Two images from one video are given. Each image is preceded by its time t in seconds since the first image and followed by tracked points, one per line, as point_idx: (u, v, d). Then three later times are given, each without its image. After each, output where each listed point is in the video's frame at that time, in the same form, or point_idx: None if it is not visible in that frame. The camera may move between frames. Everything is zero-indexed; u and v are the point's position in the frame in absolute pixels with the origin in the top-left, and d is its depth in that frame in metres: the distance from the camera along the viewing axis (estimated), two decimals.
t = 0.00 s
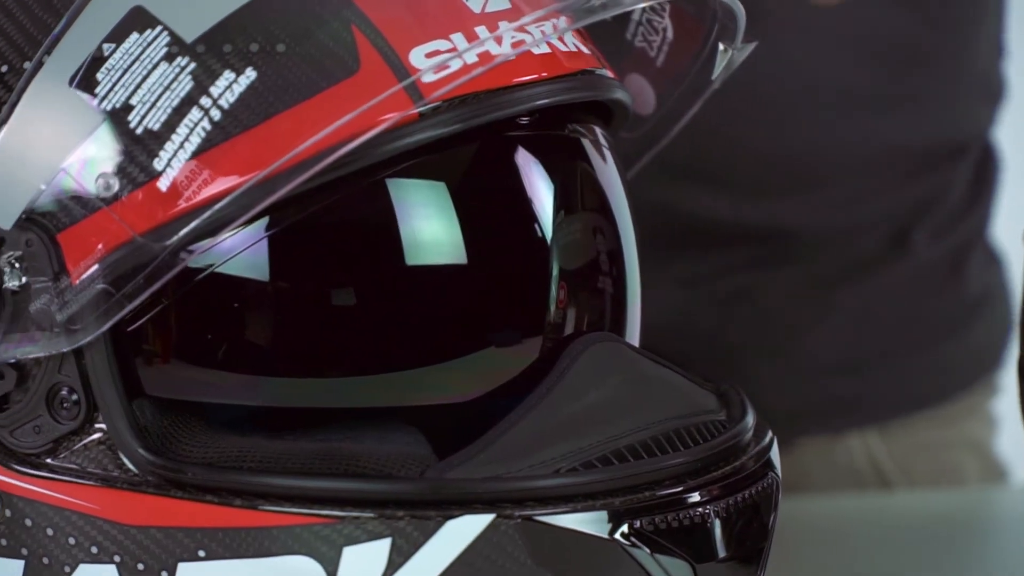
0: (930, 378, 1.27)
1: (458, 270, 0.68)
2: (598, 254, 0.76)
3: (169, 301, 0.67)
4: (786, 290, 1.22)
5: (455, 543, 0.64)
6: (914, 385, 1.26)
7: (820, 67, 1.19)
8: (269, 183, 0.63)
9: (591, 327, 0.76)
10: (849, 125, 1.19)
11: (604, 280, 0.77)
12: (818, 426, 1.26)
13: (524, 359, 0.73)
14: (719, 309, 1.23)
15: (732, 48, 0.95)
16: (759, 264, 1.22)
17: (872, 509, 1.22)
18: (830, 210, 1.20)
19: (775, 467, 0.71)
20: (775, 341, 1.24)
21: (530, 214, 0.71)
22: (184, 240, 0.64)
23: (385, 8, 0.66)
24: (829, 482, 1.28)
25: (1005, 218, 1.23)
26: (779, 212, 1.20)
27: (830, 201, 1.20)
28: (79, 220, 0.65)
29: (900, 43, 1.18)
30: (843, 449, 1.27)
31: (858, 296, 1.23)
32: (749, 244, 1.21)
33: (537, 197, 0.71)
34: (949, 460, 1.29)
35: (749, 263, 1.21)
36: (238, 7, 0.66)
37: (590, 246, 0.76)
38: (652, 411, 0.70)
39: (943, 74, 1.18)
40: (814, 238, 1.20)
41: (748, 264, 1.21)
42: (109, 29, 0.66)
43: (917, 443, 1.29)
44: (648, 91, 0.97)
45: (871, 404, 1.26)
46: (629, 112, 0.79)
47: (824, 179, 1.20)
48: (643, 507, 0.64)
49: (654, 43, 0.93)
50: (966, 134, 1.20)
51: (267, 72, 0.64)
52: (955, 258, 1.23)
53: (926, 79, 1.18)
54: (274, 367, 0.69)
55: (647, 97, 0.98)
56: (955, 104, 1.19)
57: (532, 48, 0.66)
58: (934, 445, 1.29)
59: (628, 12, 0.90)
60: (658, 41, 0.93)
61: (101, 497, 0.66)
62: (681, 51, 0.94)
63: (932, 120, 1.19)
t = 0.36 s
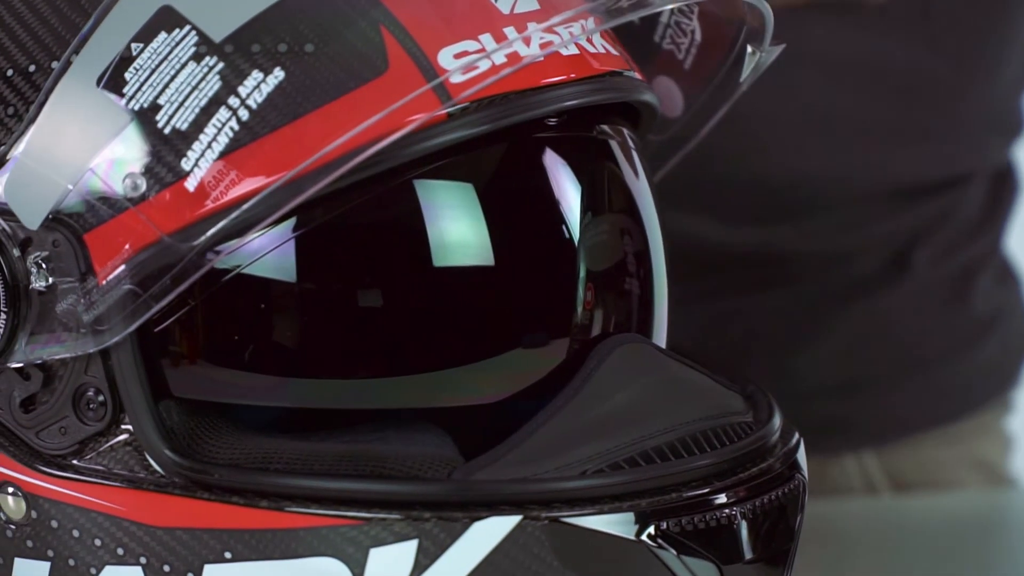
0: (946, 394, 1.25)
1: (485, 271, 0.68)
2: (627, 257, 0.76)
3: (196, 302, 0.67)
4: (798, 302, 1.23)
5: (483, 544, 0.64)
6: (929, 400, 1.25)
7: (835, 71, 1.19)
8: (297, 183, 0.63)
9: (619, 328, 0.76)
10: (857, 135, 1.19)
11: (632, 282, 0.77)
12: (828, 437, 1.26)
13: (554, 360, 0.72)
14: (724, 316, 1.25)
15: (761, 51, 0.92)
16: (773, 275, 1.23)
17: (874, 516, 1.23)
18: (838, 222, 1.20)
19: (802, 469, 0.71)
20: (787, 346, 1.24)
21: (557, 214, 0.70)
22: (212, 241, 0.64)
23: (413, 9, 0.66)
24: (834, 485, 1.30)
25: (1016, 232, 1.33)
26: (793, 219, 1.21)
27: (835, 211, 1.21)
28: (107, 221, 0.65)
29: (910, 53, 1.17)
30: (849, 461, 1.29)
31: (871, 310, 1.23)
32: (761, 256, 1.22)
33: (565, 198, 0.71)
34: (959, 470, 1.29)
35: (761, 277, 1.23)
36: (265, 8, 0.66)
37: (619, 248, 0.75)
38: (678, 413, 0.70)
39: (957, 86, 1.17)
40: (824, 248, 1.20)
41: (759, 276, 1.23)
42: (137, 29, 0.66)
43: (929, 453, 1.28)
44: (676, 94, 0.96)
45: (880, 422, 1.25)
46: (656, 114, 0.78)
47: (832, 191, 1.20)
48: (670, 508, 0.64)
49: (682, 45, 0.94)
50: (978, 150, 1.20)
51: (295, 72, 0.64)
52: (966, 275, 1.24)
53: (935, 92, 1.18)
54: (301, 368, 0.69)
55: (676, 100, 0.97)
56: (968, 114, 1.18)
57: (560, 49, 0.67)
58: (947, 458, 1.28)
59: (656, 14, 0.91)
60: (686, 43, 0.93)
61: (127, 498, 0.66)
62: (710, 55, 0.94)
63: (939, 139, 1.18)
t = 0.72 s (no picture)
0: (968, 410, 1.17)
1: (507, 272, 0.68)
2: (649, 257, 0.77)
3: (218, 303, 0.67)
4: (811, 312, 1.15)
5: (505, 545, 0.64)
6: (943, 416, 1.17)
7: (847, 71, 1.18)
8: (319, 185, 0.63)
9: (641, 328, 0.76)
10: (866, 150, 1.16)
11: (654, 282, 0.77)
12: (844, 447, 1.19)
13: (576, 361, 0.73)
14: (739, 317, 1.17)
15: (783, 51, 0.90)
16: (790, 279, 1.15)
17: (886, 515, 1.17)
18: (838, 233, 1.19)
19: (824, 470, 0.70)
20: (786, 357, 1.16)
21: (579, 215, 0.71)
22: (234, 242, 0.64)
23: (436, 10, 0.66)
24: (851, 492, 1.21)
25: None
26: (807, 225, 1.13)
27: (856, 222, 1.12)
28: (129, 222, 0.65)
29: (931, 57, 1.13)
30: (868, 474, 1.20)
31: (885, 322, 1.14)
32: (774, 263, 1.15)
33: (587, 199, 0.71)
34: (981, 484, 1.19)
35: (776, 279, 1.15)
36: (287, 8, 0.66)
37: (641, 248, 0.76)
38: (699, 413, 0.70)
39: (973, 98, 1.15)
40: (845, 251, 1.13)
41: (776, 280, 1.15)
42: (158, 30, 0.66)
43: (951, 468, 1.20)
44: (698, 94, 0.95)
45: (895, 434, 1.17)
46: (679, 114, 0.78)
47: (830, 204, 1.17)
48: (692, 509, 0.64)
49: (705, 46, 0.91)
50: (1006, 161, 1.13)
51: (317, 73, 0.64)
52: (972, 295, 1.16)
53: (974, 95, 1.07)
54: (323, 369, 0.69)
55: (697, 100, 0.96)
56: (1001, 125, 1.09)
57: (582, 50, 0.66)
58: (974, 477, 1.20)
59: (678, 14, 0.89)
60: (708, 43, 0.91)
61: (149, 499, 0.66)
62: (733, 55, 0.92)
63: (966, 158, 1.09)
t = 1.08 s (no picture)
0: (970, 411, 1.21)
1: (525, 274, 0.68)
2: (666, 258, 0.77)
3: (236, 306, 0.67)
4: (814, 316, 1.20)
5: (523, 548, 0.64)
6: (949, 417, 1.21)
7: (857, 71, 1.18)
8: (336, 188, 0.63)
9: (659, 329, 0.76)
10: (876, 150, 1.15)
11: (672, 284, 0.77)
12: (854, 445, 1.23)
13: (594, 363, 0.73)
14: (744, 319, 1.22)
15: (800, 51, 0.90)
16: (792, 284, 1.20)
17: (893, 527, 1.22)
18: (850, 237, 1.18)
19: (842, 471, 0.70)
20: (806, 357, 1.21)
21: (596, 216, 0.70)
22: (251, 246, 0.63)
23: (452, 12, 0.66)
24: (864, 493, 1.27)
25: None
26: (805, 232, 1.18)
27: (853, 223, 1.17)
28: (145, 225, 0.65)
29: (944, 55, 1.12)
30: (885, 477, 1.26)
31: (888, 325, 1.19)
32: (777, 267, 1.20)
33: (605, 201, 0.71)
34: (1000, 484, 1.21)
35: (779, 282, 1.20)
36: (303, 11, 0.66)
37: (658, 250, 0.76)
38: (716, 415, 0.70)
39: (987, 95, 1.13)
40: (842, 256, 1.18)
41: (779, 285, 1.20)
42: (174, 34, 0.66)
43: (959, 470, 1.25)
44: (716, 95, 0.95)
45: (902, 433, 1.22)
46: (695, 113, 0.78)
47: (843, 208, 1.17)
48: (710, 511, 0.64)
49: (722, 45, 0.92)
50: (1011, 168, 1.15)
51: (333, 76, 0.64)
52: (989, 301, 1.18)
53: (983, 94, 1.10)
54: (341, 371, 0.69)
55: (715, 101, 0.96)
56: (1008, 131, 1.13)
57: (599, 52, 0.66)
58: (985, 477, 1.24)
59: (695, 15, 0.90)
60: (725, 43, 0.91)
61: (166, 502, 0.66)
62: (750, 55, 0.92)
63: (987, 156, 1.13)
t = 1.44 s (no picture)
0: (985, 408, 1.21)
1: (546, 273, 0.68)
2: (687, 258, 0.77)
3: (257, 304, 0.67)
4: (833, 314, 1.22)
5: (543, 546, 0.64)
6: (964, 414, 1.21)
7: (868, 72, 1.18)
8: (359, 185, 0.63)
9: (679, 330, 0.76)
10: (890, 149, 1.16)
11: (693, 285, 0.78)
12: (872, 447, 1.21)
13: (614, 363, 0.73)
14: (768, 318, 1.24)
15: (822, 53, 0.90)
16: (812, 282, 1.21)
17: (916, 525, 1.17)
18: (863, 235, 1.19)
19: (862, 472, 0.71)
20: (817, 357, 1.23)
21: (617, 216, 0.71)
22: (273, 243, 0.63)
23: (475, 11, 0.66)
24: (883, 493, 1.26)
25: None
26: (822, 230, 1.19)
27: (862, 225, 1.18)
28: (167, 222, 0.64)
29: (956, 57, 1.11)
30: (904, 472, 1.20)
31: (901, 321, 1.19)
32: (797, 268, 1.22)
33: (626, 200, 0.71)
34: (1010, 485, 1.21)
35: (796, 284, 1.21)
36: (327, 9, 0.66)
37: (680, 250, 0.76)
38: (736, 415, 0.70)
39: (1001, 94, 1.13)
40: (857, 255, 1.19)
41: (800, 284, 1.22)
42: (197, 31, 0.66)
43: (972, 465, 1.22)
44: (737, 97, 0.95)
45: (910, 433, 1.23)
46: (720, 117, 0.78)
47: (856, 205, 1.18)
48: (730, 510, 0.64)
49: (744, 48, 0.91)
50: None
51: (356, 73, 0.64)
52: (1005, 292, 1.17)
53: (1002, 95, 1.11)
54: (361, 369, 0.69)
55: (737, 102, 0.95)
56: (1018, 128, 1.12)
57: (621, 52, 0.67)
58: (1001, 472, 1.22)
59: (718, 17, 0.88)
60: (747, 45, 0.91)
61: (187, 500, 0.66)
62: (771, 57, 0.91)
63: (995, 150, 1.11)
